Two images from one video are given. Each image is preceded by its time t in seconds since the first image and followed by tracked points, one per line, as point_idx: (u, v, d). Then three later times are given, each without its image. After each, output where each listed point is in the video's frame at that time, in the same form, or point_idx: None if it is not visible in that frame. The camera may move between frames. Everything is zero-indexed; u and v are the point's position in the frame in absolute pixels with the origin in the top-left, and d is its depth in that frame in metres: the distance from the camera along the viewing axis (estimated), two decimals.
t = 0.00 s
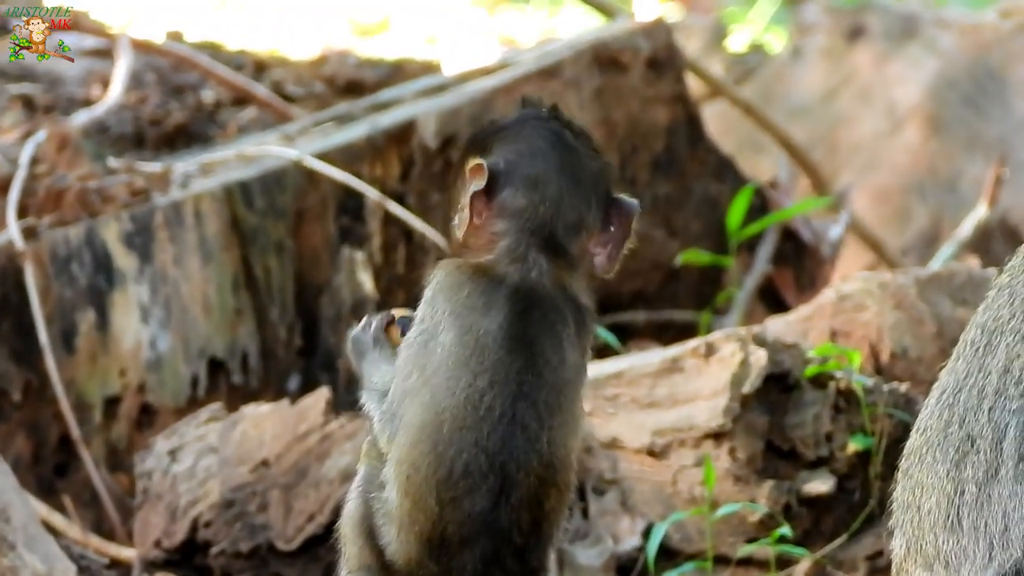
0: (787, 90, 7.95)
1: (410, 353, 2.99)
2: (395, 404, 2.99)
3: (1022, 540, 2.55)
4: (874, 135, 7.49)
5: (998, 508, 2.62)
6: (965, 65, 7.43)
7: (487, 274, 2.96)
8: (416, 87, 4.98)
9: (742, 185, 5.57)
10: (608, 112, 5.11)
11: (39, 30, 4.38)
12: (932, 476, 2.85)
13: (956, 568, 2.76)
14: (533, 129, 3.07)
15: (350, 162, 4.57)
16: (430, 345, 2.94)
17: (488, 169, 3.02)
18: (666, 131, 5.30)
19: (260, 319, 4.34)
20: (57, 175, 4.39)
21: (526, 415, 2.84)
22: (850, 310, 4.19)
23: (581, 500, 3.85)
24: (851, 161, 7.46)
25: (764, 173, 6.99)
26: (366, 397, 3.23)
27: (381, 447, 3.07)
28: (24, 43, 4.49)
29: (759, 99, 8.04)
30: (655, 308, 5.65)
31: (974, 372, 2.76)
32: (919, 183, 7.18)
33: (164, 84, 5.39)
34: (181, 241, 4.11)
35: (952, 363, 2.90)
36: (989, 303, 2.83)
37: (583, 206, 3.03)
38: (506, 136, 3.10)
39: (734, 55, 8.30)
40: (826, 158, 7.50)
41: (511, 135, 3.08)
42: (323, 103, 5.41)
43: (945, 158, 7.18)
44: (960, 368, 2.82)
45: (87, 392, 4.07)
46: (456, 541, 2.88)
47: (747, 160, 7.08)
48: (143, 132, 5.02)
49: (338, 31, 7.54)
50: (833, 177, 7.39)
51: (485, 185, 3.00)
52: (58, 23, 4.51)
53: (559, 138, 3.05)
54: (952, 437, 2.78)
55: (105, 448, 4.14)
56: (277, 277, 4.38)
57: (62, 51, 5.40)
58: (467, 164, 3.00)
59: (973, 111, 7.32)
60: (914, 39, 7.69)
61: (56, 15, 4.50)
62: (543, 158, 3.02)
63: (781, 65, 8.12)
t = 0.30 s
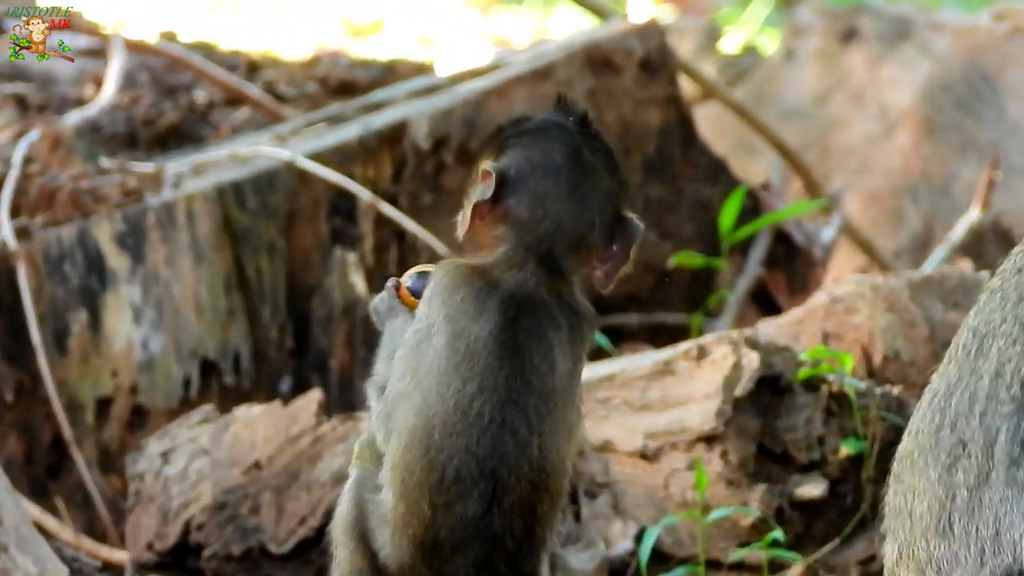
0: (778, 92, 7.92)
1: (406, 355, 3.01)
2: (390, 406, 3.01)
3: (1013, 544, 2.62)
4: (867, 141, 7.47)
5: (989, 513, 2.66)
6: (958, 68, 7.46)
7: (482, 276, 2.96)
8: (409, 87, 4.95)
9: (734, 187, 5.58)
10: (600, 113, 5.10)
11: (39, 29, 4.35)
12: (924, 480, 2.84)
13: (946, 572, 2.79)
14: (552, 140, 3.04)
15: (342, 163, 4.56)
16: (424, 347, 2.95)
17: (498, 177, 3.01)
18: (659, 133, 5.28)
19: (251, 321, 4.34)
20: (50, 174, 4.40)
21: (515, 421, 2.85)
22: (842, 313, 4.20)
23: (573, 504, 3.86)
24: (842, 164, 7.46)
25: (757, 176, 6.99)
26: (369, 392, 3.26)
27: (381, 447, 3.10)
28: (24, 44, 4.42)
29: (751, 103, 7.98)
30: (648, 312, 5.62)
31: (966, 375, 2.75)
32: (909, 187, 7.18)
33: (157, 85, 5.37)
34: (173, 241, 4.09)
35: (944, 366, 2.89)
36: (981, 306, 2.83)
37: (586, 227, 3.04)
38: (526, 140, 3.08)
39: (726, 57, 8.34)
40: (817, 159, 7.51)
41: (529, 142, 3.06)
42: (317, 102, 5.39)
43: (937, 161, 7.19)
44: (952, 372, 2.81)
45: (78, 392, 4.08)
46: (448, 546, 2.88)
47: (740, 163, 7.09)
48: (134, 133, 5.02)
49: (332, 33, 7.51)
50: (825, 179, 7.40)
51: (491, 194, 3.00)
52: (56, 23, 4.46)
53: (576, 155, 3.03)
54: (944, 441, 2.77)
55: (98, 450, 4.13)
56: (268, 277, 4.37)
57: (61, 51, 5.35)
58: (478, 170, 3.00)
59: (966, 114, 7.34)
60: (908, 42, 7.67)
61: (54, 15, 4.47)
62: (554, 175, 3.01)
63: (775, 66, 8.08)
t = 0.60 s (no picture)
0: (780, 96, 7.90)
1: (404, 358, 2.99)
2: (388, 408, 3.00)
3: (1012, 546, 2.55)
4: (869, 143, 7.49)
5: (989, 515, 2.62)
6: (959, 72, 7.47)
7: (480, 279, 2.94)
8: (411, 93, 4.99)
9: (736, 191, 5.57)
10: (602, 117, 5.11)
11: (39, 29, 4.35)
12: (925, 483, 2.85)
13: None
14: (553, 154, 2.98)
15: (345, 167, 4.57)
16: (422, 350, 2.94)
17: (498, 190, 2.95)
18: (661, 137, 5.29)
19: (253, 324, 4.34)
20: (52, 178, 4.40)
21: (515, 425, 2.85)
22: (843, 317, 4.20)
23: (574, 507, 3.86)
24: (846, 167, 7.44)
25: (758, 179, 7.01)
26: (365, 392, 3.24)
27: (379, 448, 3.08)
28: (24, 43, 4.43)
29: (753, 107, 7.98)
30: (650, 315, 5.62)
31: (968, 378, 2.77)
32: (912, 189, 7.20)
33: (159, 88, 5.38)
34: (175, 245, 4.10)
35: (946, 371, 2.91)
36: (983, 311, 2.85)
37: (582, 242, 3.00)
38: (526, 151, 3.00)
39: (728, 61, 8.32)
40: (820, 163, 7.50)
41: (529, 153, 2.99)
42: (318, 107, 5.41)
43: (939, 163, 7.21)
44: (954, 375, 2.83)
45: (80, 396, 4.08)
46: (449, 550, 2.88)
47: (742, 167, 7.09)
48: (138, 137, 5.03)
49: (334, 35, 7.55)
50: (828, 182, 7.38)
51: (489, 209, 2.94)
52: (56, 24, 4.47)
53: (575, 171, 2.97)
54: (945, 443, 2.79)
55: (99, 452, 4.13)
56: (271, 281, 4.37)
57: (62, 51, 5.40)
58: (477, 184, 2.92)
59: (967, 117, 7.34)
60: (909, 45, 7.71)
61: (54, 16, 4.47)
62: (553, 192, 2.96)
63: (776, 71, 8.05)
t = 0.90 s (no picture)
0: (782, 98, 7.89)
1: (408, 354, 2.99)
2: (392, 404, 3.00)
3: (1012, 544, 2.55)
4: (872, 145, 7.50)
5: (990, 513, 2.62)
6: (961, 73, 7.44)
7: (482, 278, 2.93)
8: (412, 93, 4.99)
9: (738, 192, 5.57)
10: (604, 118, 5.12)
11: (39, 30, 4.35)
12: (926, 481, 2.85)
13: None
14: (560, 165, 2.89)
15: (346, 168, 4.57)
16: (425, 346, 2.95)
17: (509, 200, 2.86)
18: (663, 138, 5.29)
19: (255, 325, 4.34)
20: (53, 179, 4.40)
21: (518, 425, 2.86)
22: (845, 318, 4.20)
23: (576, 507, 3.86)
24: (848, 169, 7.46)
25: (761, 180, 7.02)
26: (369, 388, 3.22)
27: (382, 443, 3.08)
28: (25, 43, 4.41)
29: (756, 108, 7.96)
30: (652, 316, 5.63)
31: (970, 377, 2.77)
32: (915, 192, 7.22)
33: (161, 89, 5.39)
34: (177, 246, 4.11)
35: (948, 370, 2.91)
36: (985, 310, 2.86)
37: (584, 255, 2.95)
38: (534, 159, 2.90)
39: (731, 62, 8.29)
40: (822, 165, 7.50)
41: (536, 162, 2.90)
42: (320, 107, 5.42)
43: (941, 165, 7.21)
44: (956, 374, 2.83)
45: (82, 397, 4.08)
46: (450, 550, 2.89)
47: (744, 168, 7.10)
48: (139, 137, 5.03)
49: (336, 35, 7.55)
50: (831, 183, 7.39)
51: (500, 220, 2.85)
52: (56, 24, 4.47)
53: (582, 184, 2.90)
54: (947, 442, 2.79)
55: (101, 453, 4.14)
56: (272, 282, 4.37)
57: (61, 52, 5.41)
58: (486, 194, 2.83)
59: (969, 119, 7.31)
60: (913, 46, 7.70)
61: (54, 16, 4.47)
62: (560, 204, 2.89)
63: (779, 72, 8.05)
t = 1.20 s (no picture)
0: (785, 98, 7.89)
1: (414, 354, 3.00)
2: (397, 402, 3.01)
3: (1012, 543, 2.56)
4: (874, 145, 7.49)
5: (988, 513, 2.62)
6: (963, 73, 7.47)
7: (487, 276, 2.95)
8: (413, 93, 4.99)
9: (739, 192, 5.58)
10: (605, 118, 5.12)
11: (40, 30, 4.36)
12: (926, 479, 2.86)
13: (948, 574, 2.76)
14: (555, 152, 3.01)
15: (348, 168, 4.58)
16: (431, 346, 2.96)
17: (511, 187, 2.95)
18: (664, 138, 5.30)
19: (255, 325, 4.34)
20: (55, 179, 4.40)
21: (524, 424, 2.85)
22: (846, 318, 4.20)
23: (576, 507, 3.85)
24: (850, 169, 7.45)
25: (762, 181, 7.02)
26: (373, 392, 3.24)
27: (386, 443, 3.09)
28: (24, 43, 4.43)
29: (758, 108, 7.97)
30: (652, 316, 5.64)
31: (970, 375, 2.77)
32: (917, 191, 7.22)
33: (163, 90, 5.40)
34: (178, 246, 4.11)
35: (950, 368, 2.91)
36: (987, 309, 2.85)
37: (590, 239, 3.01)
38: (528, 152, 3.02)
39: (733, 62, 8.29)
40: (824, 164, 7.50)
41: (531, 153, 3.02)
42: (322, 107, 5.42)
43: (943, 166, 7.22)
44: (957, 372, 2.83)
45: (83, 397, 4.08)
46: (451, 551, 2.88)
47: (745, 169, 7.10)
48: (141, 137, 5.03)
49: (339, 36, 7.56)
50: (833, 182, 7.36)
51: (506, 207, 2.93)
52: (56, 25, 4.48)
53: (579, 168, 3.01)
54: (947, 440, 2.79)
55: (102, 453, 4.15)
56: (273, 282, 4.38)
57: (62, 52, 5.43)
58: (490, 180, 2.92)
59: (970, 119, 7.35)
60: (913, 46, 7.71)
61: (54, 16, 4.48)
62: (561, 188, 2.99)
63: (780, 73, 8.06)
